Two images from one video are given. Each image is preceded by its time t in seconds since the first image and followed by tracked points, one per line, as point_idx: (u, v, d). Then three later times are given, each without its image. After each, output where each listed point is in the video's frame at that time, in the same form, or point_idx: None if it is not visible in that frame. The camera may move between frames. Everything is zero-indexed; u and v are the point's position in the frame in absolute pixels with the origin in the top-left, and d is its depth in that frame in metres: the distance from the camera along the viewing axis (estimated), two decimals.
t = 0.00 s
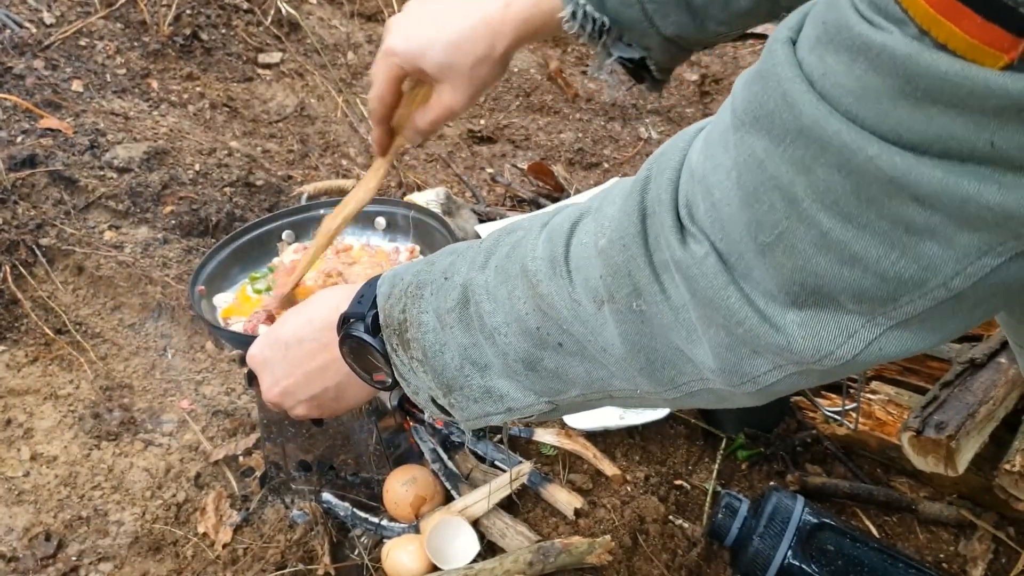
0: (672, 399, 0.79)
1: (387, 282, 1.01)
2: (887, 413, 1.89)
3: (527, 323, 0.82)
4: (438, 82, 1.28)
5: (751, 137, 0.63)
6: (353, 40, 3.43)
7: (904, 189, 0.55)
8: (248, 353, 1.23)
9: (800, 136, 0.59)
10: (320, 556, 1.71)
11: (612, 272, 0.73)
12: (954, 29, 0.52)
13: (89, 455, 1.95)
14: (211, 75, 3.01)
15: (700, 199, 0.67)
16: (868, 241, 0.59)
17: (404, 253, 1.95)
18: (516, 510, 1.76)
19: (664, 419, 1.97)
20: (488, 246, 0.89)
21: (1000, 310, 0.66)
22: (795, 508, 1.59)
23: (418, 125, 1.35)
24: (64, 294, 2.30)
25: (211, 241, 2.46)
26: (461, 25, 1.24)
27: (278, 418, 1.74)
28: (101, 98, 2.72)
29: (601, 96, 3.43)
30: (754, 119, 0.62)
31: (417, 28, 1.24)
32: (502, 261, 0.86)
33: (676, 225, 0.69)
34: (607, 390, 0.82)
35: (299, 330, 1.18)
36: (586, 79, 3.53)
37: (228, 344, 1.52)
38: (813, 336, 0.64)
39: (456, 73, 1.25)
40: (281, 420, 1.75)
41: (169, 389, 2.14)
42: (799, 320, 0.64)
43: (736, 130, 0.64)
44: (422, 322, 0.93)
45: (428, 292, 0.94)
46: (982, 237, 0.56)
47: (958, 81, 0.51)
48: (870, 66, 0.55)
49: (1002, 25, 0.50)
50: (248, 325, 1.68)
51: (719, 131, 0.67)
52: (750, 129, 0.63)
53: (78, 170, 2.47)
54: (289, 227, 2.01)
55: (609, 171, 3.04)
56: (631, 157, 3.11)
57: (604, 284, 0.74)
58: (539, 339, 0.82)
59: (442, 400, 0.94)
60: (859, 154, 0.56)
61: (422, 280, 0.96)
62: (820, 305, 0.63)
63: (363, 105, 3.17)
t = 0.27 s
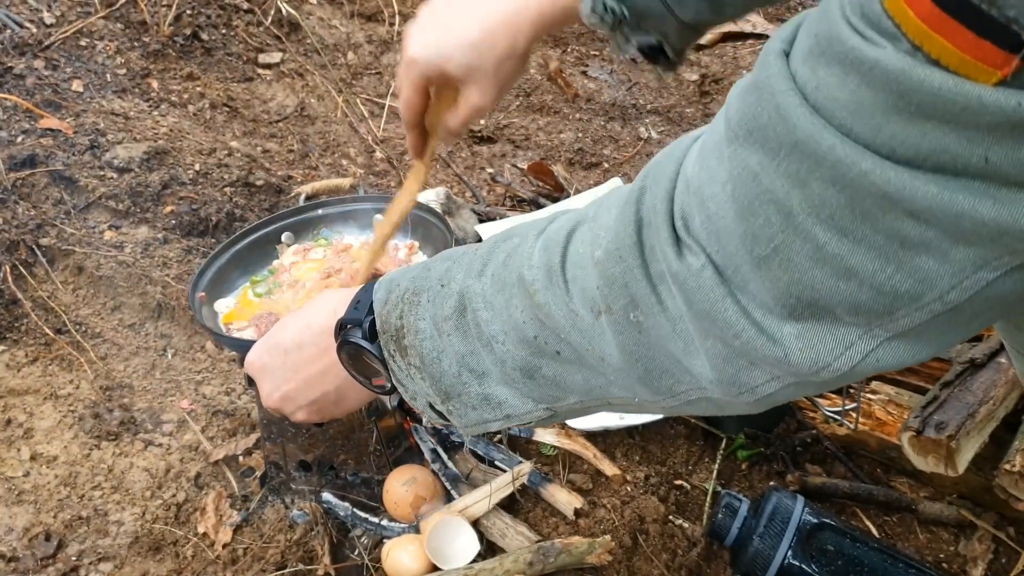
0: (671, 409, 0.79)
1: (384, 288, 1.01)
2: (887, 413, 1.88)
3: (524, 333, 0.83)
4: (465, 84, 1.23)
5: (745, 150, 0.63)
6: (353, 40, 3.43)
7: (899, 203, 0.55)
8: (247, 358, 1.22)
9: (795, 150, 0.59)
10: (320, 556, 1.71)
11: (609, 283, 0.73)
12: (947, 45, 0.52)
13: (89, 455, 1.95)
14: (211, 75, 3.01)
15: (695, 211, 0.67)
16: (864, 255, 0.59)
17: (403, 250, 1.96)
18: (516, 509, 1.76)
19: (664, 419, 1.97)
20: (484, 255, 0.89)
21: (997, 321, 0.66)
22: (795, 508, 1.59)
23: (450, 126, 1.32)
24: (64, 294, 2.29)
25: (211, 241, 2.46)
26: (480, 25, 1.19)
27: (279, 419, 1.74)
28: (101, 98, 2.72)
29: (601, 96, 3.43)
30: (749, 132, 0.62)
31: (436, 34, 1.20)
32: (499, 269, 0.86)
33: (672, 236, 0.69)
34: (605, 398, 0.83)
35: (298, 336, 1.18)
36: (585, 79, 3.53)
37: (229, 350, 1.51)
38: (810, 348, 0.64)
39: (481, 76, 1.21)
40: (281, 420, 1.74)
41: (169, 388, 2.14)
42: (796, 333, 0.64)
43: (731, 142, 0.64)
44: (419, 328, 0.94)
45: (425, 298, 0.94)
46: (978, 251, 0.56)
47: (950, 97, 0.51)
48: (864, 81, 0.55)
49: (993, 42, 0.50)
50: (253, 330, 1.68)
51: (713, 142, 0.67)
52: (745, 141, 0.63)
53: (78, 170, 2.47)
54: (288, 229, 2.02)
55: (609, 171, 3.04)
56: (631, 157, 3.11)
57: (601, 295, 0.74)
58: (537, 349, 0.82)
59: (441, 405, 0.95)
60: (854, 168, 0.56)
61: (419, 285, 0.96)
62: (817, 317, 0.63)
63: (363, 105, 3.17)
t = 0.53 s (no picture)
0: (680, 403, 0.78)
1: (388, 287, 1.01)
2: (887, 413, 1.89)
3: (532, 327, 0.82)
4: (394, 127, 1.24)
5: (755, 142, 0.63)
6: (353, 40, 3.43)
7: (911, 192, 0.55)
8: (251, 361, 1.23)
9: (805, 141, 0.59)
10: (320, 556, 1.71)
11: (618, 278, 0.73)
12: (958, 34, 0.52)
13: (89, 455, 1.95)
14: (211, 75, 3.01)
15: (704, 205, 0.67)
16: (875, 246, 0.59)
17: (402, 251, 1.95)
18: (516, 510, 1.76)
19: (664, 419, 1.97)
20: (492, 251, 0.90)
21: (1007, 311, 0.66)
22: (795, 508, 1.59)
23: (379, 168, 1.31)
24: (64, 293, 2.29)
25: (211, 241, 2.46)
26: (416, 72, 1.20)
27: (279, 418, 1.74)
28: (101, 98, 2.72)
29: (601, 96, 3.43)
30: (757, 125, 0.62)
31: (376, 76, 1.22)
32: (506, 264, 0.86)
33: (681, 230, 0.69)
34: (614, 393, 0.83)
35: (301, 336, 1.18)
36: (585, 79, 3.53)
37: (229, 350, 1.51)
38: (822, 340, 0.64)
39: (408, 121, 1.21)
40: (281, 420, 1.75)
41: (169, 388, 2.14)
42: (807, 324, 0.64)
43: (740, 135, 0.64)
44: (426, 327, 0.93)
45: (431, 296, 0.94)
46: (991, 239, 0.56)
47: (962, 85, 0.51)
48: (875, 71, 0.55)
49: (1008, 30, 0.50)
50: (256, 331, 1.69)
51: (722, 136, 0.67)
52: (754, 134, 0.63)
53: (78, 170, 2.47)
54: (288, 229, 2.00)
55: (609, 171, 3.03)
56: (631, 157, 3.11)
57: (609, 289, 0.74)
58: (545, 343, 0.82)
59: (449, 404, 0.95)
60: (865, 158, 0.56)
61: (425, 284, 0.95)
62: (828, 309, 0.63)
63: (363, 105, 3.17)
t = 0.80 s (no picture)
0: (674, 407, 0.79)
1: (386, 285, 1.01)
2: (887, 413, 1.87)
3: (526, 331, 0.83)
4: (430, 87, 1.29)
5: (745, 149, 0.63)
6: (353, 40, 3.43)
7: (898, 199, 0.55)
8: (249, 354, 1.23)
9: (793, 148, 0.59)
10: (320, 556, 1.70)
11: (610, 283, 0.73)
12: (943, 42, 0.52)
13: (89, 455, 1.95)
14: (211, 75, 3.01)
15: (696, 211, 0.67)
16: (864, 252, 0.58)
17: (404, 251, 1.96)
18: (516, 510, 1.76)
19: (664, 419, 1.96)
20: (486, 254, 0.89)
21: (999, 313, 0.66)
22: (795, 508, 1.59)
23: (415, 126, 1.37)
24: (64, 294, 2.30)
25: (211, 241, 2.45)
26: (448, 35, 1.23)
27: (279, 418, 1.74)
28: (101, 98, 2.72)
29: (601, 96, 3.43)
30: (747, 131, 0.62)
31: (409, 37, 1.25)
32: (501, 269, 0.86)
33: (673, 236, 0.69)
34: (608, 396, 0.83)
35: (299, 331, 1.17)
36: (586, 79, 3.53)
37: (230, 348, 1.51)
38: (813, 346, 0.64)
39: (444, 81, 1.26)
40: (281, 420, 1.74)
41: (169, 388, 2.14)
42: (798, 330, 0.64)
43: (730, 141, 0.64)
44: (423, 326, 0.93)
45: (428, 296, 0.94)
46: (978, 245, 0.56)
47: (947, 93, 0.51)
48: (862, 78, 0.55)
49: (991, 39, 0.50)
50: (259, 328, 1.68)
51: (713, 142, 0.67)
52: (744, 140, 0.63)
53: (78, 170, 2.46)
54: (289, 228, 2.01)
55: (609, 171, 3.04)
56: (631, 157, 3.11)
57: (603, 294, 0.74)
58: (539, 347, 0.83)
59: (443, 403, 0.95)
60: (852, 165, 0.56)
61: (421, 284, 0.95)
62: (818, 315, 0.63)
63: (363, 105, 3.17)
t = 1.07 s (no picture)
0: (673, 406, 0.79)
1: (388, 286, 1.01)
2: (887, 413, 1.88)
3: (526, 331, 0.83)
4: (472, 69, 1.32)
5: (744, 148, 0.63)
6: (353, 41, 3.44)
7: (896, 198, 0.55)
8: (252, 356, 1.23)
9: (793, 147, 0.59)
10: (320, 556, 1.71)
11: (610, 283, 0.73)
12: (942, 41, 0.52)
13: (89, 455, 1.95)
14: (211, 75, 3.01)
15: (696, 211, 0.68)
16: (862, 251, 0.59)
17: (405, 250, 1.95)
18: (516, 510, 1.76)
19: (664, 419, 1.97)
20: (488, 255, 0.90)
21: (998, 313, 0.66)
22: (795, 508, 1.60)
23: (456, 109, 1.39)
24: (65, 294, 2.30)
25: (211, 241, 2.45)
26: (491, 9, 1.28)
27: (279, 418, 1.74)
28: (101, 98, 2.72)
29: (601, 96, 3.43)
30: (747, 131, 0.62)
31: (448, 20, 1.30)
32: (502, 268, 0.86)
33: (673, 236, 0.69)
34: (608, 396, 0.83)
35: (301, 333, 1.18)
36: (586, 79, 3.54)
37: (229, 345, 1.52)
38: (811, 345, 0.64)
39: (487, 61, 1.30)
40: (281, 420, 1.75)
41: (169, 388, 2.14)
42: (797, 330, 0.64)
43: (730, 141, 0.64)
44: (424, 327, 0.93)
45: (430, 297, 0.94)
46: (975, 245, 0.56)
47: (945, 91, 0.51)
48: (861, 77, 0.55)
49: (987, 37, 0.51)
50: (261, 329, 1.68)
51: (714, 142, 0.67)
52: (743, 140, 0.63)
53: (78, 170, 2.46)
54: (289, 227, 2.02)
55: (609, 171, 3.04)
56: (631, 157, 3.12)
57: (603, 294, 0.74)
58: (539, 347, 0.83)
59: (443, 404, 0.95)
60: (850, 165, 0.56)
61: (424, 284, 0.96)
62: (817, 314, 0.63)
63: (363, 105, 3.17)
